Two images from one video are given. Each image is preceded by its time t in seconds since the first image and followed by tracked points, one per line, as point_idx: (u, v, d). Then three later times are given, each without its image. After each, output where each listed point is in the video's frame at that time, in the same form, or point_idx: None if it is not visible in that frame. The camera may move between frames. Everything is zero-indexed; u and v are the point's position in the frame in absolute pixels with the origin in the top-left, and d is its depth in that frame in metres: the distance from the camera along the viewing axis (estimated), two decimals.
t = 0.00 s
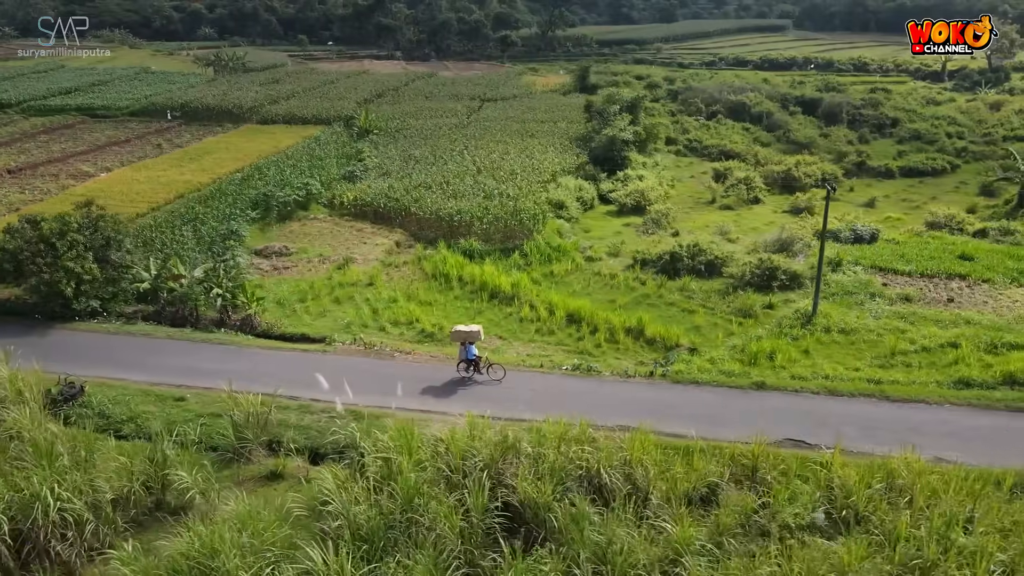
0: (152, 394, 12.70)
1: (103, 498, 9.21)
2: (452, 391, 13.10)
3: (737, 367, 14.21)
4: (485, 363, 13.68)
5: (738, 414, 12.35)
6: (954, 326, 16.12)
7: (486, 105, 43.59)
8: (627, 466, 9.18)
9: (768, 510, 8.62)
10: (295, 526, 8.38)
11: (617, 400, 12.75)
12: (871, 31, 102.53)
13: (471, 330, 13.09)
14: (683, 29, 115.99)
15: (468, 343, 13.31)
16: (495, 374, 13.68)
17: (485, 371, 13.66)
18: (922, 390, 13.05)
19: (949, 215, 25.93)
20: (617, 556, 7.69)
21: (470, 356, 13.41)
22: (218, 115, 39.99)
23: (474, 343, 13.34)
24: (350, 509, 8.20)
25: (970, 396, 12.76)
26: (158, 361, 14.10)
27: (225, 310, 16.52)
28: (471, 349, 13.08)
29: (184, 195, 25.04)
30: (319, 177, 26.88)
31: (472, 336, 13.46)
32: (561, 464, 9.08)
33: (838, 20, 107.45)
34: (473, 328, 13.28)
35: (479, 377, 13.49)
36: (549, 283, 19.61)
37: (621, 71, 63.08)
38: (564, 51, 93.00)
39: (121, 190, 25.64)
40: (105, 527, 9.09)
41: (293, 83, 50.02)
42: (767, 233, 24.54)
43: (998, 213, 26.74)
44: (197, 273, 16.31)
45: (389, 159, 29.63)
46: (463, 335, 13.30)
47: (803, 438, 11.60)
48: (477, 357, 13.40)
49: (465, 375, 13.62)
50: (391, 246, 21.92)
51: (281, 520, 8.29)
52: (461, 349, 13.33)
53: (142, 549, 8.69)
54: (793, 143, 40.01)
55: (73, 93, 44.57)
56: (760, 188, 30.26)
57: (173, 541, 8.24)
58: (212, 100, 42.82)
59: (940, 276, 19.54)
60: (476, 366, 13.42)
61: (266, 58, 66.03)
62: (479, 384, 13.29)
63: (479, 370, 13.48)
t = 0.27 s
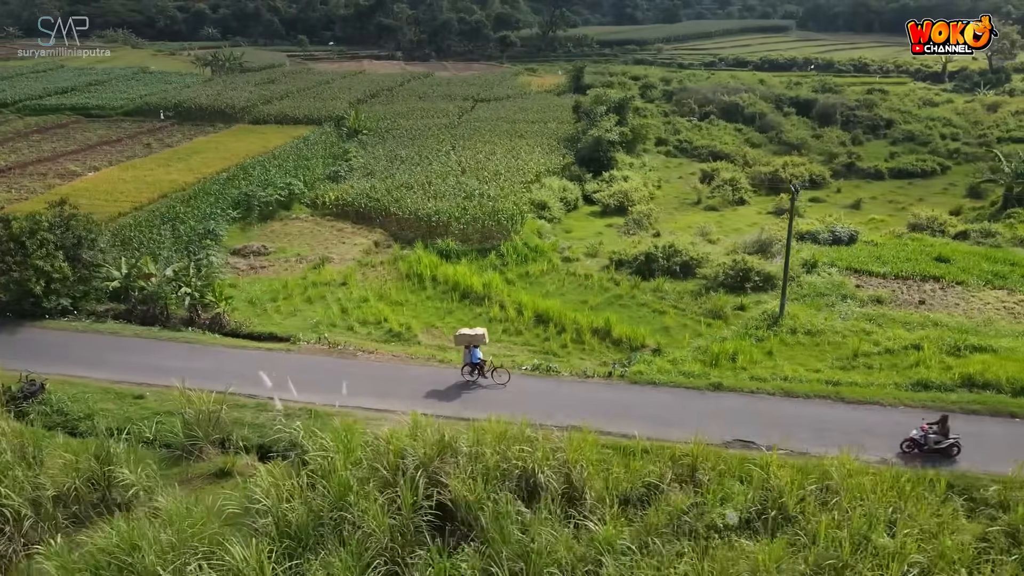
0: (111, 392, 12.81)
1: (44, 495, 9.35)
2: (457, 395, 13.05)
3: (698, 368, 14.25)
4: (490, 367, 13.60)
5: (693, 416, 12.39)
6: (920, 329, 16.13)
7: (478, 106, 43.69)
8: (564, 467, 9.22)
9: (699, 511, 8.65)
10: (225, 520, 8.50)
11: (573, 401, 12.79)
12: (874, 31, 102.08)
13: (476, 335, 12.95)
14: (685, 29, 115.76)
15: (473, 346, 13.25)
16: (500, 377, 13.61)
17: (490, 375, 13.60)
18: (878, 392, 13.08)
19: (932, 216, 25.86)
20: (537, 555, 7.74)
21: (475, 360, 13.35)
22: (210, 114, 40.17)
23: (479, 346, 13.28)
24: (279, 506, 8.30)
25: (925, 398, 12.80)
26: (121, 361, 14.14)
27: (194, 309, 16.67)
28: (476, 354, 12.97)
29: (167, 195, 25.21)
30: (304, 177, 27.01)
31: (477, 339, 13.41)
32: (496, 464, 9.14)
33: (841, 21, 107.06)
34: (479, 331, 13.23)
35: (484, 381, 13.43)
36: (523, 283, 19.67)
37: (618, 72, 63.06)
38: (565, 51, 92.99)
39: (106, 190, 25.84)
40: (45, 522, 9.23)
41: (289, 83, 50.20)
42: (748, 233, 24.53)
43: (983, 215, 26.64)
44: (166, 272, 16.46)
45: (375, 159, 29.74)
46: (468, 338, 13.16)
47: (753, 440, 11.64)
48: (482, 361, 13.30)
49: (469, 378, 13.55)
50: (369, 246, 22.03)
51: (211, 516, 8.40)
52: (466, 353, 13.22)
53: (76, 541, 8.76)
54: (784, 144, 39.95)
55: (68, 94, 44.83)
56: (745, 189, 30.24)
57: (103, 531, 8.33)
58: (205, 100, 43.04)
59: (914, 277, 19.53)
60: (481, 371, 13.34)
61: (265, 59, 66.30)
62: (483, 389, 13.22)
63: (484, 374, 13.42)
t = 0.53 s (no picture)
0: (77, 389, 12.96)
1: None
2: (466, 399, 13.08)
3: (663, 368, 14.27)
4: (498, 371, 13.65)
5: (652, 414, 12.45)
6: (892, 331, 16.13)
7: (473, 106, 43.76)
8: (506, 465, 9.29)
9: (634, 510, 8.73)
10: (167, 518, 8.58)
11: (534, 400, 12.87)
12: (881, 32, 101.63)
13: (485, 336, 13.15)
14: (690, 29, 115.48)
15: (480, 350, 13.34)
16: (509, 382, 13.63)
17: (497, 379, 13.63)
18: (840, 393, 13.10)
19: (918, 219, 25.79)
20: (465, 552, 7.85)
21: (482, 363, 13.37)
22: (206, 115, 40.41)
23: (487, 349, 13.34)
24: (218, 502, 8.40)
25: (886, 400, 12.80)
26: (90, 358, 14.23)
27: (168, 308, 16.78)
28: (484, 354, 13.11)
29: (154, 194, 25.35)
30: (291, 176, 27.16)
31: (484, 342, 13.47)
32: (438, 462, 9.24)
33: (847, 21, 106.54)
34: (485, 334, 13.33)
35: (492, 385, 13.45)
36: (501, 284, 19.73)
37: (618, 73, 62.99)
38: (568, 52, 92.90)
39: (95, 189, 26.04)
40: None
41: (287, 83, 50.40)
42: (732, 234, 24.51)
43: (971, 216, 26.53)
44: (142, 270, 16.64)
45: (364, 159, 29.86)
46: (476, 341, 13.35)
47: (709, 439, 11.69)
48: (490, 364, 13.39)
49: (478, 383, 13.59)
50: (351, 246, 22.15)
51: (151, 512, 8.49)
52: (474, 355, 13.35)
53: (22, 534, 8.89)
54: (779, 145, 39.82)
55: (66, 94, 45.11)
56: (734, 190, 30.19)
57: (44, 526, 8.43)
58: (201, 99, 43.22)
59: (892, 279, 19.51)
60: (489, 373, 13.39)
61: (266, 59, 66.54)
62: (492, 392, 13.23)
63: (492, 378, 13.45)
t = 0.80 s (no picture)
0: (44, 387, 13.07)
1: None
2: (475, 403, 12.95)
3: (628, 369, 14.33)
4: (508, 376, 13.49)
5: (613, 414, 12.52)
6: (862, 332, 16.16)
7: (467, 107, 43.85)
8: (452, 463, 9.38)
9: (573, 509, 8.81)
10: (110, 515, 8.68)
11: (519, 402, 12.88)
12: (884, 32, 101.21)
13: (495, 340, 13.01)
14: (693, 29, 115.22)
15: (491, 355, 13.15)
16: (519, 387, 13.47)
17: (508, 384, 13.47)
18: (800, 394, 13.14)
19: (903, 220, 25.75)
20: (398, 550, 7.93)
21: (492, 368, 13.22)
22: (200, 115, 40.63)
23: (496, 354, 13.17)
24: (159, 499, 8.49)
25: (846, 401, 12.84)
26: (61, 356, 14.34)
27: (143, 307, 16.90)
28: (494, 359, 12.96)
29: (141, 194, 25.53)
30: (278, 176, 27.30)
31: (494, 346, 13.31)
32: (384, 461, 9.34)
33: (850, 22, 106.17)
34: (496, 338, 13.15)
35: (502, 390, 13.31)
36: (478, 284, 19.81)
37: (616, 74, 62.99)
38: (569, 52, 92.91)
39: (83, 189, 26.24)
40: None
41: (283, 83, 50.59)
42: (716, 235, 24.51)
43: (956, 218, 26.47)
44: (117, 270, 16.78)
45: (352, 159, 29.98)
46: (486, 345, 13.20)
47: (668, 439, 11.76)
48: (500, 369, 13.25)
49: (487, 388, 13.44)
50: (333, 246, 22.27)
51: (94, 509, 8.60)
52: (485, 360, 13.20)
53: None
54: (772, 145, 39.74)
55: (63, 94, 45.42)
56: (722, 191, 30.19)
57: None
58: (196, 99, 43.44)
59: (870, 281, 19.51)
60: (499, 378, 13.23)
61: (265, 59, 66.77)
62: (501, 397, 13.10)
63: (502, 382, 13.30)
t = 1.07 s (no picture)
0: (12, 385, 13.16)
1: None
2: (485, 408, 12.87)
3: (595, 369, 14.37)
4: (517, 381, 13.40)
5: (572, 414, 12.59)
6: (833, 334, 16.18)
7: (461, 107, 43.93)
8: (401, 463, 9.45)
9: (516, 509, 8.89)
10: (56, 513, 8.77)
11: (531, 407, 12.81)
12: (886, 33, 100.85)
13: (504, 346, 12.87)
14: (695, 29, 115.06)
15: (500, 360, 13.00)
16: (528, 392, 13.38)
17: (517, 389, 13.39)
18: (762, 396, 13.17)
19: (887, 222, 25.72)
20: (334, 547, 8.00)
21: (502, 373, 13.11)
22: (194, 115, 40.82)
23: (506, 359, 13.03)
24: (102, 497, 8.57)
25: (807, 403, 12.88)
26: (32, 355, 14.44)
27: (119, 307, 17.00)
28: (503, 365, 12.81)
29: (127, 194, 25.68)
30: (264, 177, 27.41)
31: (504, 351, 13.15)
32: (332, 460, 9.42)
33: (853, 22, 105.87)
34: (505, 343, 12.95)
35: (511, 395, 13.24)
36: (456, 284, 19.88)
37: (613, 75, 62.98)
38: (569, 53, 92.93)
39: (71, 188, 26.42)
40: None
41: (279, 84, 50.77)
42: (699, 235, 24.53)
43: (942, 219, 26.44)
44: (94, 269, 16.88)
45: (340, 160, 30.10)
46: (496, 350, 13.05)
47: (624, 439, 11.84)
48: (509, 374, 13.14)
49: (496, 392, 13.36)
50: (315, 246, 22.38)
51: (39, 507, 8.69)
52: (493, 365, 13.08)
53: None
54: (764, 146, 39.65)
55: (60, 94, 45.68)
56: (709, 191, 30.18)
57: None
58: (190, 100, 43.63)
59: (847, 282, 19.51)
60: (508, 384, 13.14)
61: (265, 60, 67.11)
62: (512, 402, 13.03)
63: (511, 388, 13.21)
